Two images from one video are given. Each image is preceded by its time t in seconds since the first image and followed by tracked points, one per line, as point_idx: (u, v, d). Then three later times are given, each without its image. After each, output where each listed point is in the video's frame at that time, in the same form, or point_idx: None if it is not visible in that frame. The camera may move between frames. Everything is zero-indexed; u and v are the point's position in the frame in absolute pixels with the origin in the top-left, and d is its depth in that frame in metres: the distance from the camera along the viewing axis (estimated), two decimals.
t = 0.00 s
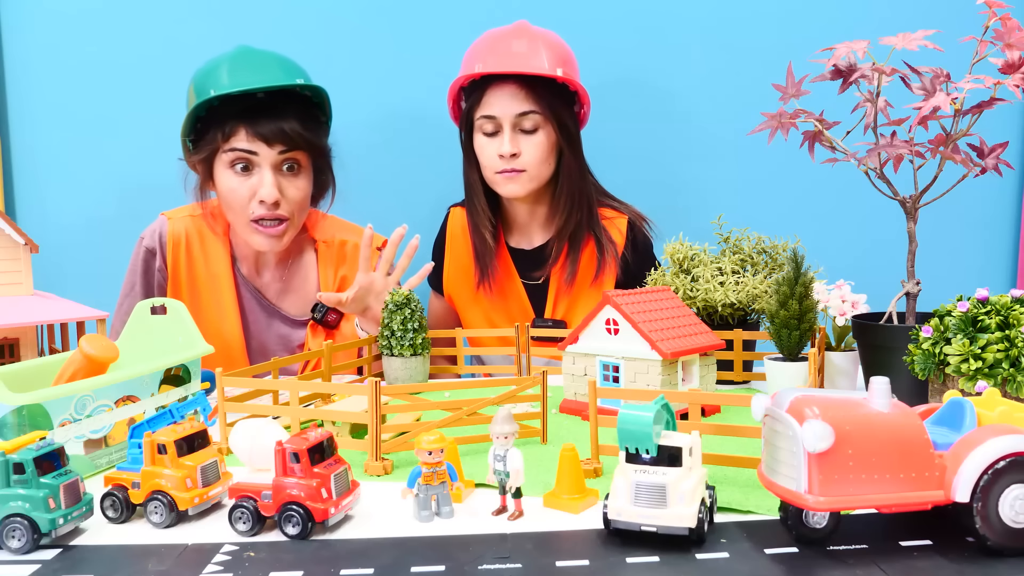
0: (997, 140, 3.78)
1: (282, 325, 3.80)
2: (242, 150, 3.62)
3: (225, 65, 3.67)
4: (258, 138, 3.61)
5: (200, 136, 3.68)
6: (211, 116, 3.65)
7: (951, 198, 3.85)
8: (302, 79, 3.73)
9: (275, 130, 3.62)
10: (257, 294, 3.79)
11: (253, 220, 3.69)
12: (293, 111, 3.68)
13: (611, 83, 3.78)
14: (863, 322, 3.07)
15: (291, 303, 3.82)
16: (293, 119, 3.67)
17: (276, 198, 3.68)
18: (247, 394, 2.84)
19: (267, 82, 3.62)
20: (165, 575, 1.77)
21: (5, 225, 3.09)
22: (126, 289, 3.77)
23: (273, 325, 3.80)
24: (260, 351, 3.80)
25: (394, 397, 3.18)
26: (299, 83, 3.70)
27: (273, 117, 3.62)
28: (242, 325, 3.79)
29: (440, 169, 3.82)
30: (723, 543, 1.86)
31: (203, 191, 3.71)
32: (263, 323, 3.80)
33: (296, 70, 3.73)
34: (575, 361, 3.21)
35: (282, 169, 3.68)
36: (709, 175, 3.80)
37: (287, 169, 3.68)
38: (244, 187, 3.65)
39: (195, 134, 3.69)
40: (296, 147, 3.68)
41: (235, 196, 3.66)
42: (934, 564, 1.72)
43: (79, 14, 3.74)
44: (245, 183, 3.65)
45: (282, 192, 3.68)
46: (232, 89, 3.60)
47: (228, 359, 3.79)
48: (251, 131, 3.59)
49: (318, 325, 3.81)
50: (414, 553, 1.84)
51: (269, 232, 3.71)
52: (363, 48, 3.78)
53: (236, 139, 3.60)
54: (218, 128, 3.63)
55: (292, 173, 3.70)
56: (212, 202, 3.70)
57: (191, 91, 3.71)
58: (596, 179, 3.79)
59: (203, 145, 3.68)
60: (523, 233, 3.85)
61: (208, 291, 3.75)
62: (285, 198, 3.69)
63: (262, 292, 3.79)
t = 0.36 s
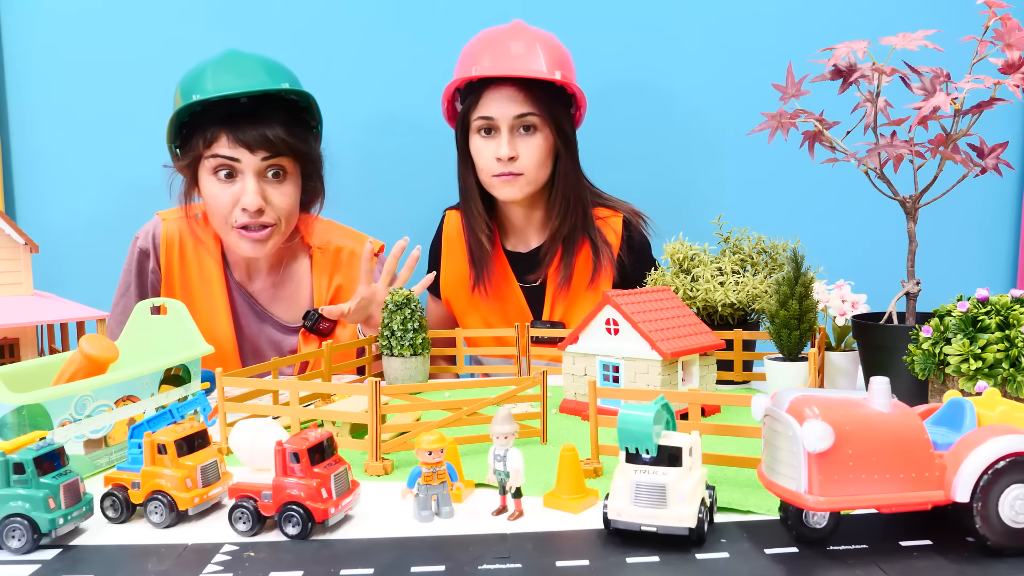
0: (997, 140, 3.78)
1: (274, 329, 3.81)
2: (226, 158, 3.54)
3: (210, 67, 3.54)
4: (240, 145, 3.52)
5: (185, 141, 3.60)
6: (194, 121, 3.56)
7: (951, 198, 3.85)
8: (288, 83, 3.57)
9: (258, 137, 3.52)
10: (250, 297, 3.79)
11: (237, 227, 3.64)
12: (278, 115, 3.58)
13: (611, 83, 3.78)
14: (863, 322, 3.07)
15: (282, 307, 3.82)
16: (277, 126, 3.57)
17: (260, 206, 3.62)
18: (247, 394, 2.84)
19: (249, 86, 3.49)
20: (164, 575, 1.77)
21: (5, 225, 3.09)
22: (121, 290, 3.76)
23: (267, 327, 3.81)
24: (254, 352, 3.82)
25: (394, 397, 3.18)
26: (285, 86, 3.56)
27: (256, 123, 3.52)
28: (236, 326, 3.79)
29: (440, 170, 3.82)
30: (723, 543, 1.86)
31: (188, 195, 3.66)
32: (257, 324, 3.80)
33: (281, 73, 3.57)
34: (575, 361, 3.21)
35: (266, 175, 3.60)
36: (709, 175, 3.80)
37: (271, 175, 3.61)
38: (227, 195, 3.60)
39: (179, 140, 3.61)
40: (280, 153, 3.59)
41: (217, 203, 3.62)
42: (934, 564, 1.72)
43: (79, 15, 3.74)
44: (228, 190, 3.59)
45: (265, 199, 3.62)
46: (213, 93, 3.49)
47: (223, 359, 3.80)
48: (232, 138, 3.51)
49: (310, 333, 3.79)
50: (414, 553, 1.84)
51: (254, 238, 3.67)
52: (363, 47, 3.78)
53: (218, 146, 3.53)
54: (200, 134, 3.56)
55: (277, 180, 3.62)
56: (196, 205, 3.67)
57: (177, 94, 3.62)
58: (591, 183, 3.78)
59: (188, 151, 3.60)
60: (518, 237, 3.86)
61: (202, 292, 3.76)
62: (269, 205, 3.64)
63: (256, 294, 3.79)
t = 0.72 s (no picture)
0: (997, 140, 3.78)
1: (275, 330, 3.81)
2: (222, 159, 3.59)
3: (207, 67, 3.60)
4: (236, 145, 3.57)
5: (183, 141, 3.64)
6: (191, 121, 3.61)
7: (951, 198, 3.85)
8: (286, 83, 3.64)
9: (254, 137, 3.57)
10: (250, 299, 3.79)
11: (232, 228, 3.67)
12: (274, 116, 3.63)
13: (610, 83, 3.78)
14: (863, 322, 3.07)
15: (284, 310, 3.81)
16: (275, 127, 3.61)
17: (255, 208, 3.65)
18: (247, 394, 2.84)
19: (246, 86, 3.56)
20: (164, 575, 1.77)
21: (5, 225, 3.09)
22: (122, 291, 3.77)
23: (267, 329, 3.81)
24: (253, 354, 3.82)
25: (394, 397, 3.18)
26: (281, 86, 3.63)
27: (252, 123, 3.57)
28: (236, 327, 3.80)
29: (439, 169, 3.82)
30: (723, 543, 1.86)
31: (185, 195, 3.69)
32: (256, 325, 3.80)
33: (279, 73, 3.65)
34: (575, 361, 3.21)
35: (262, 176, 3.63)
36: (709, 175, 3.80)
37: (267, 177, 3.64)
38: (222, 196, 3.63)
39: (177, 140, 3.65)
40: (276, 153, 3.63)
41: (213, 204, 3.65)
42: (934, 564, 1.72)
43: (79, 14, 3.74)
44: (224, 192, 3.63)
45: (261, 201, 3.65)
46: (210, 93, 3.55)
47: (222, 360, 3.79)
48: (228, 138, 3.56)
49: (311, 336, 3.79)
50: (414, 553, 1.84)
51: (249, 246, 3.70)
52: (363, 47, 3.78)
53: (214, 146, 3.58)
54: (195, 135, 3.61)
55: (273, 182, 3.66)
56: (193, 206, 3.69)
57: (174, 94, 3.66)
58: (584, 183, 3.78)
59: (186, 151, 3.64)
60: (513, 236, 3.83)
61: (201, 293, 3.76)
62: (264, 207, 3.66)
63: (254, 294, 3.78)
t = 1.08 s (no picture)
0: (997, 140, 3.78)
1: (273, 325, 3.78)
2: (240, 160, 3.57)
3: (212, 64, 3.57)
4: (255, 144, 3.56)
5: (192, 140, 3.61)
6: (203, 119, 3.56)
7: (951, 198, 3.85)
8: (295, 80, 3.67)
9: (270, 134, 3.58)
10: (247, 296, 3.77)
11: (247, 224, 3.65)
12: (286, 114, 3.63)
13: (610, 83, 3.77)
14: (863, 322, 3.07)
15: (283, 308, 3.80)
16: (289, 124, 3.63)
17: (272, 205, 3.65)
18: (246, 394, 2.85)
19: (261, 84, 3.55)
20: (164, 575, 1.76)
21: (5, 225, 3.09)
22: (119, 292, 3.74)
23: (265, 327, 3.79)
24: (251, 352, 3.80)
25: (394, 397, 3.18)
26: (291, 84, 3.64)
27: (269, 120, 3.57)
28: (233, 326, 3.78)
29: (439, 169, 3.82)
30: (723, 543, 1.86)
31: (194, 195, 3.66)
32: (253, 324, 3.78)
33: (287, 70, 3.67)
34: (575, 361, 3.21)
35: (278, 175, 3.65)
36: (709, 175, 3.80)
37: (283, 175, 3.66)
38: (239, 195, 3.61)
39: (183, 138, 3.62)
40: (293, 151, 3.66)
41: (227, 202, 3.62)
42: (934, 564, 1.72)
43: (79, 14, 3.74)
44: (241, 190, 3.61)
45: (278, 200, 3.66)
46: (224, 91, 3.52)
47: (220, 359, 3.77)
48: (247, 136, 3.54)
49: (306, 332, 3.80)
50: (414, 553, 1.84)
51: (264, 236, 3.68)
52: (362, 47, 3.78)
53: (233, 146, 3.54)
54: (213, 132, 3.55)
55: (288, 179, 3.68)
56: (201, 203, 3.67)
57: (179, 91, 3.62)
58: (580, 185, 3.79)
59: (196, 149, 3.61)
60: (509, 241, 3.85)
61: (197, 291, 3.73)
62: (281, 204, 3.67)
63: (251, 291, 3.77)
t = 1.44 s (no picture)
0: (997, 140, 3.78)
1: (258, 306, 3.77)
2: (228, 142, 3.56)
3: (205, 50, 3.58)
4: (243, 126, 3.54)
5: (182, 121, 3.61)
6: (193, 101, 3.56)
7: (950, 198, 3.85)
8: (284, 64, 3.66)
9: (260, 117, 3.56)
10: (235, 278, 3.75)
11: (234, 204, 3.64)
12: (275, 97, 3.62)
13: (610, 82, 3.77)
14: (863, 322, 3.07)
15: (267, 284, 3.77)
16: (277, 107, 3.61)
17: (259, 186, 3.63)
18: (247, 394, 2.85)
19: (249, 68, 3.55)
20: None
21: (5, 225, 3.09)
22: (106, 290, 3.73)
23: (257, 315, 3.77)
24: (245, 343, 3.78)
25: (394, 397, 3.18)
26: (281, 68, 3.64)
27: (258, 103, 3.56)
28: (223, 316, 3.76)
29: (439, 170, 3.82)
30: (723, 543, 1.86)
31: (185, 175, 3.66)
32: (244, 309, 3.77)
33: (277, 55, 3.66)
34: (575, 361, 3.21)
35: (266, 157, 3.63)
36: (708, 175, 3.80)
37: (271, 158, 3.64)
38: (227, 174, 3.61)
39: (175, 119, 3.62)
40: (281, 134, 3.64)
41: (217, 182, 3.62)
42: (934, 564, 1.72)
43: (79, 14, 3.74)
44: (229, 171, 3.61)
45: (265, 180, 3.64)
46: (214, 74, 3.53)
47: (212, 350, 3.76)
48: (236, 118, 3.52)
49: (299, 311, 3.77)
50: (414, 553, 1.84)
51: (251, 217, 3.67)
52: (362, 47, 3.79)
53: (222, 128, 3.53)
54: (203, 114, 3.55)
55: (276, 162, 3.66)
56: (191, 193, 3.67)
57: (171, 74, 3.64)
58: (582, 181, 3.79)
59: (186, 131, 3.61)
60: (511, 238, 3.85)
61: (185, 281, 3.73)
62: (268, 185, 3.65)
63: (241, 274, 3.75)
